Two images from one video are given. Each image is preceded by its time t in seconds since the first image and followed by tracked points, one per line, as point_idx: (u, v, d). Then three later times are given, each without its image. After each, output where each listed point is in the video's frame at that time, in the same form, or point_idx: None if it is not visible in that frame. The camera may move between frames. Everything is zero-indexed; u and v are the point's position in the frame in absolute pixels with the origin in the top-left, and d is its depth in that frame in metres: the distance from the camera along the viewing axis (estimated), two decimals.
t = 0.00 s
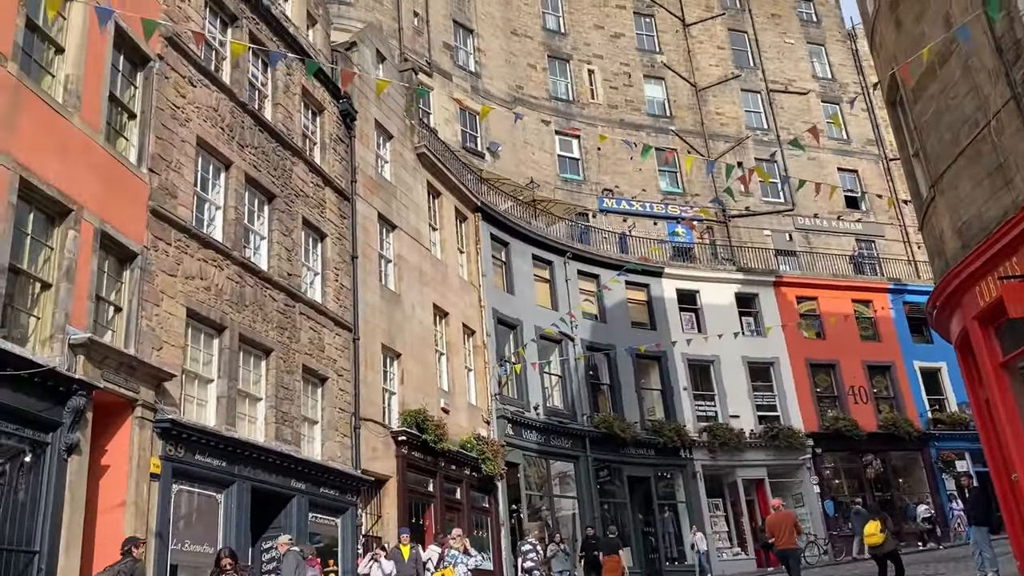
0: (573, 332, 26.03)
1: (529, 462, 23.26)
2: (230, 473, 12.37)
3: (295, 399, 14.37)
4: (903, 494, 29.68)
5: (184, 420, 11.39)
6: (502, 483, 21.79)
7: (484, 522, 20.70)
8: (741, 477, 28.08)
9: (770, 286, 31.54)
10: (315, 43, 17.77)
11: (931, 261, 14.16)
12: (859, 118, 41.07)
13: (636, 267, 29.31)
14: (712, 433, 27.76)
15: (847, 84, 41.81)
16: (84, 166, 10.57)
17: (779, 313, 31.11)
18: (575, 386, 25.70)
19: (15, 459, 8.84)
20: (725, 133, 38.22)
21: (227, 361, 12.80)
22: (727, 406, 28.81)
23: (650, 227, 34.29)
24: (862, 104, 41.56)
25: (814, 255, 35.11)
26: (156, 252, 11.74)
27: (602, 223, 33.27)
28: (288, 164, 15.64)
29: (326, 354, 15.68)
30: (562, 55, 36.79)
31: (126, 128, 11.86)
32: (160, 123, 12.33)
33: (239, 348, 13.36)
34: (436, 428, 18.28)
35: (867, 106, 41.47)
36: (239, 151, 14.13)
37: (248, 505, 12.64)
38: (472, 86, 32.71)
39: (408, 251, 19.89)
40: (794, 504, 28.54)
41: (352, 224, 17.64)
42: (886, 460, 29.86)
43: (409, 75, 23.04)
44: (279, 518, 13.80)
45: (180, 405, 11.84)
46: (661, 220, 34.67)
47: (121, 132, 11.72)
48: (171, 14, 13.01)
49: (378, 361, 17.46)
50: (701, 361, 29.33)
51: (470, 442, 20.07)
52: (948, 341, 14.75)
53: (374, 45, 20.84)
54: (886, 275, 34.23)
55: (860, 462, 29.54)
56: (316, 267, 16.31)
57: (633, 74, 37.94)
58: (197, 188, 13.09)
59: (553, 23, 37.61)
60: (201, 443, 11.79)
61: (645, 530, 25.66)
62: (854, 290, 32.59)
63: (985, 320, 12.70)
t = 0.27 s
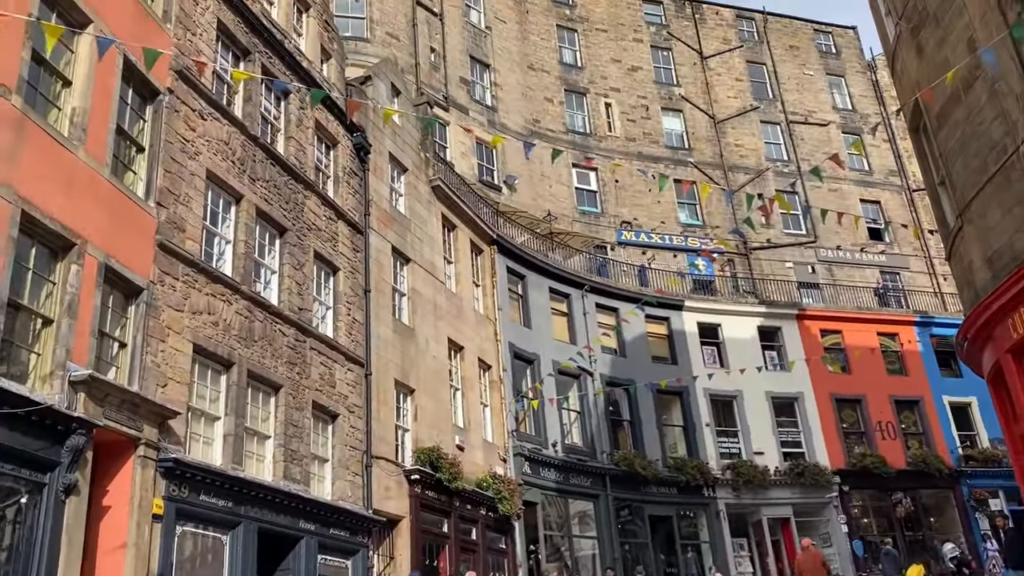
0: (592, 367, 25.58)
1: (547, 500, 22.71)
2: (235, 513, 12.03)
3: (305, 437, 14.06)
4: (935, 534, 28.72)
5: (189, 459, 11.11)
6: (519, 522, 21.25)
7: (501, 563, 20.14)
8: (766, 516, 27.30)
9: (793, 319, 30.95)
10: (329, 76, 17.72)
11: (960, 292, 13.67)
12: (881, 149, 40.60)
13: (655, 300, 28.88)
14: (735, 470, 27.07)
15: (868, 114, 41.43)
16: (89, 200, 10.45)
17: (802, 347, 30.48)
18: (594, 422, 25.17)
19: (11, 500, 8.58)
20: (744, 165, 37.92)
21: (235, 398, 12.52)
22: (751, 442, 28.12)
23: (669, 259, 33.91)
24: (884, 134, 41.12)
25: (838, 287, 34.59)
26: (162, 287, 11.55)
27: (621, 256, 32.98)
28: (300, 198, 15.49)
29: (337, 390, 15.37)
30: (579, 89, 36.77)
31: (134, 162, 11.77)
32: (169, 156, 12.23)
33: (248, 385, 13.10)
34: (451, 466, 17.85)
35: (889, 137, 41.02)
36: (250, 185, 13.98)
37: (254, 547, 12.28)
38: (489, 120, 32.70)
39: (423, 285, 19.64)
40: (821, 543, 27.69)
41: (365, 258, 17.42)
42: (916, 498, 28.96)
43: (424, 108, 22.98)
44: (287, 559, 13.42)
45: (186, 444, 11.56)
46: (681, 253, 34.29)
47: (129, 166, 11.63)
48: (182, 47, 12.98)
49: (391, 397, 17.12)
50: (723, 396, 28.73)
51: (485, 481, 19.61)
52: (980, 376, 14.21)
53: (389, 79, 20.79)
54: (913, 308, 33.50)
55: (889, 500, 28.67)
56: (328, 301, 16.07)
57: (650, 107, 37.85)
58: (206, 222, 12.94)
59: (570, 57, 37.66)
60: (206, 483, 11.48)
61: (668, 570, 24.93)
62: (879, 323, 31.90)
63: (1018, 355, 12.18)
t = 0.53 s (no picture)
0: (598, 396, 25.23)
1: (551, 532, 22.28)
2: (228, 541, 11.76)
3: (302, 464, 13.79)
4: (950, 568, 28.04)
5: (179, 485, 10.86)
6: (523, 554, 20.81)
7: None
8: (776, 549, 26.73)
9: (802, 348, 30.56)
10: (332, 101, 17.70)
11: (970, 318, 13.36)
12: (890, 178, 40.38)
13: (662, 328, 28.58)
14: (744, 502, 26.56)
15: (877, 143, 41.28)
16: (82, 221, 10.37)
17: (812, 377, 30.06)
18: (600, 452, 24.76)
19: None
20: (752, 194, 37.77)
21: (229, 423, 12.29)
22: (760, 473, 27.63)
23: (677, 288, 33.63)
24: (892, 164, 40.93)
25: (848, 316, 34.08)
26: (156, 310, 11.40)
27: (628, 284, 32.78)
28: (301, 222, 15.34)
29: (336, 417, 15.13)
30: (585, 118, 36.81)
31: (131, 184, 11.70)
32: (166, 178, 12.15)
33: (243, 410, 12.88)
34: (452, 496, 17.50)
35: (898, 166, 40.82)
36: (249, 209, 13.85)
37: None
38: (496, 148, 32.69)
39: (425, 311, 19.45)
40: None
41: (366, 283, 17.26)
42: (930, 531, 28.33)
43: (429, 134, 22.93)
44: None
45: (177, 470, 11.32)
46: (689, 281, 34.02)
47: (125, 187, 11.55)
48: (182, 69, 12.96)
49: (392, 425, 16.85)
50: (732, 426, 28.29)
51: (487, 511, 19.23)
52: (993, 405, 13.84)
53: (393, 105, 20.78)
54: (924, 338, 33.02)
55: (902, 533, 28.06)
56: (328, 326, 15.89)
57: (657, 136, 37.85)
58: (204, 245, 12.81)
59: (577, 86, 37.77)
60: (197, 510, 11.23)
61: None
62: (890, 353, 31.45)
63: None
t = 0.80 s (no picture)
0: (594, 418, 24.80)
1: (545, 558, 21.79)
2: (205, 566, 11.31)
3: (284, 486, 13.40)
4: None
5: (153, 508, 10.45)
6: None
7: None
8: None
9: (803, 372, 30.13)
10: (324, 117, 17.49)
11: (973, 341, 12.99)
12: (892, 200, 40.09)
13: (661, 350, 28.19)
14: (744, 528, 26.04)
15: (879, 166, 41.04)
16: (58, 234, 10.11)
17: (813, 401, 29.60)
18: (597, 476, 24.28)
19: None
20: (752, 215, 37.50)
21: (208, 444, 11.92)
22: (760, 499, 27.12)
23: (677, 309, 33.30)
24: (894, 186, 40.65)
25: (850, 340, 33.82)
26: (133, 326, 11.06)
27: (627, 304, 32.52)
28: (288, 238, 15.11)
29: (321, 438, 14.76)
30: (585, 138, 36.67)
31: (111, 197, 11.43)
32: (148, 191, 11.87)
33: (223, 430, 12.52)
34: (442, 520, 17.06)
35: (900, 189, 40.55)
36: (234, 223, 13.63)
37: None
38: (494, 167, 32.48)
39: (418, 330, 19.12)
40: None
41: (356, 301, 16.95)
42: (934, 560, 27.74)
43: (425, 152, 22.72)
44: None
45: (153, 491, 10.94)
46: (688, 303, 33.64)
47: (105, 200, 11.28)
48: (168, 81, 12.76)
49: (380, 447, 16.46)
50: (731, 450, 27.83)
51: (478, 536, 18.73)
52: (996, 430, 13.42)
53: (388, 122, 20.58)
54: (928, 362, 32.52)
55: (905, 562, 27.47)
56: (315, 345, 15.56)
57: (657, 156, 37.67)
58: (186, 260, 12.52)
59: (577, 107, 37.67)
60: (173, 533, 10.82)
61: None
62: (893, 377, 31.00)
63: None
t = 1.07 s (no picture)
0: (587, 428, 24.58)
1: (537, 569, 21.50)
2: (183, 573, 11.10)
3: (268, 494, 13.17)
4: None
5: (130, 513, 10.24)
6: None
7: None
8: None
9: (797, 383, 29.95)
10: (314, 121, 17.36)
11: (966, 348, 12.83)
12: (887, 213, 40.04)
13: (654, 360, 28.01)
14: (737, 540, 25.78)
15: (874, 179, 41.01)
16: (36, 233, 9.97)
17: (808, 412, 29.41)
18: (589, 486, 24.03)
19: None
20: (747, 227, 37.37)
21: (189, 449, 11.72)
22: (754, 511, 26.88)
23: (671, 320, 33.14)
24: (889, 199, 40.61)
25: (845, 351, 33.66)
26: (113, 328, 10.89)
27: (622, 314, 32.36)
28: (276, 242, 14.94)
29: (307, 444, 14.53)
30: (580, 148, 36.58)
31: (93, 197, 11.28)
32: (130, 192, 11.73)
33: (205, 435, 12.32)
34: (430, 529, 16.79)
35: (895, 202, 40.52)
36: (219, 226, 13.47)
37: None
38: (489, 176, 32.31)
39: (408, 337, 18.91)
40: None
41: (345, 307, 16.75)
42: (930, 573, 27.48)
43: (417, 159, 22.56)
44: None
45: (130, 497, 10.74)
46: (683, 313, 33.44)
47: (87, 201, 11.14)
48: (153, 82, 12.64)
49: (368, 454, 16.23)
50: (725, 461, 27.61)
51: (468, 546, 18.42)
52: (991, 439, 13.25)
53: (380, 128, 20.45)
54: (923, 374, 32.38)
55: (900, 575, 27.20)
56: (302, 351, 15.36)
57: (652, 167, 37.59)
58: (169, 262, 12.37)
59: (572, 117, 37.60)
60: (150, 539, 10.59)
61: None
62: (888, 389, 30.84)
63: None
